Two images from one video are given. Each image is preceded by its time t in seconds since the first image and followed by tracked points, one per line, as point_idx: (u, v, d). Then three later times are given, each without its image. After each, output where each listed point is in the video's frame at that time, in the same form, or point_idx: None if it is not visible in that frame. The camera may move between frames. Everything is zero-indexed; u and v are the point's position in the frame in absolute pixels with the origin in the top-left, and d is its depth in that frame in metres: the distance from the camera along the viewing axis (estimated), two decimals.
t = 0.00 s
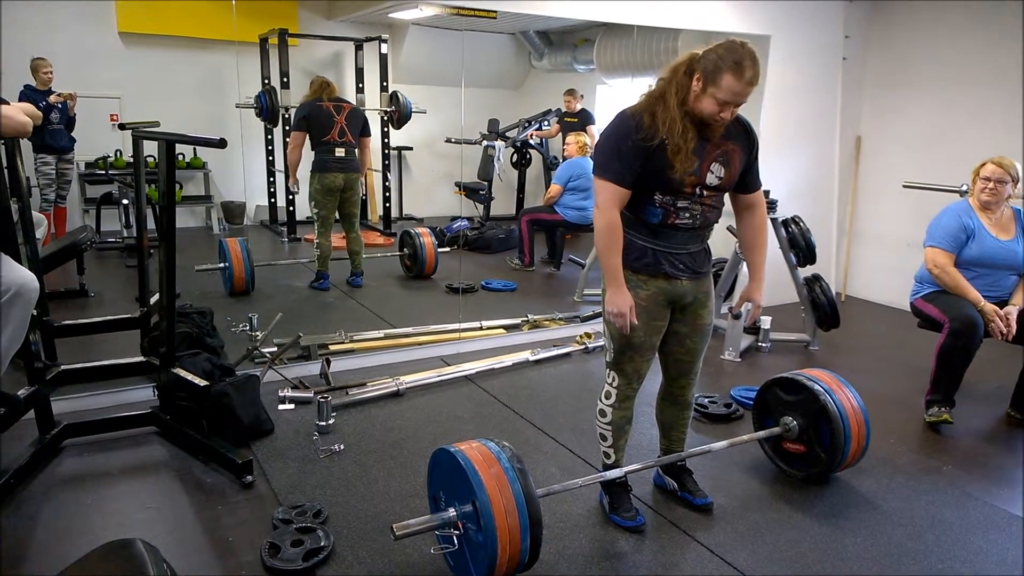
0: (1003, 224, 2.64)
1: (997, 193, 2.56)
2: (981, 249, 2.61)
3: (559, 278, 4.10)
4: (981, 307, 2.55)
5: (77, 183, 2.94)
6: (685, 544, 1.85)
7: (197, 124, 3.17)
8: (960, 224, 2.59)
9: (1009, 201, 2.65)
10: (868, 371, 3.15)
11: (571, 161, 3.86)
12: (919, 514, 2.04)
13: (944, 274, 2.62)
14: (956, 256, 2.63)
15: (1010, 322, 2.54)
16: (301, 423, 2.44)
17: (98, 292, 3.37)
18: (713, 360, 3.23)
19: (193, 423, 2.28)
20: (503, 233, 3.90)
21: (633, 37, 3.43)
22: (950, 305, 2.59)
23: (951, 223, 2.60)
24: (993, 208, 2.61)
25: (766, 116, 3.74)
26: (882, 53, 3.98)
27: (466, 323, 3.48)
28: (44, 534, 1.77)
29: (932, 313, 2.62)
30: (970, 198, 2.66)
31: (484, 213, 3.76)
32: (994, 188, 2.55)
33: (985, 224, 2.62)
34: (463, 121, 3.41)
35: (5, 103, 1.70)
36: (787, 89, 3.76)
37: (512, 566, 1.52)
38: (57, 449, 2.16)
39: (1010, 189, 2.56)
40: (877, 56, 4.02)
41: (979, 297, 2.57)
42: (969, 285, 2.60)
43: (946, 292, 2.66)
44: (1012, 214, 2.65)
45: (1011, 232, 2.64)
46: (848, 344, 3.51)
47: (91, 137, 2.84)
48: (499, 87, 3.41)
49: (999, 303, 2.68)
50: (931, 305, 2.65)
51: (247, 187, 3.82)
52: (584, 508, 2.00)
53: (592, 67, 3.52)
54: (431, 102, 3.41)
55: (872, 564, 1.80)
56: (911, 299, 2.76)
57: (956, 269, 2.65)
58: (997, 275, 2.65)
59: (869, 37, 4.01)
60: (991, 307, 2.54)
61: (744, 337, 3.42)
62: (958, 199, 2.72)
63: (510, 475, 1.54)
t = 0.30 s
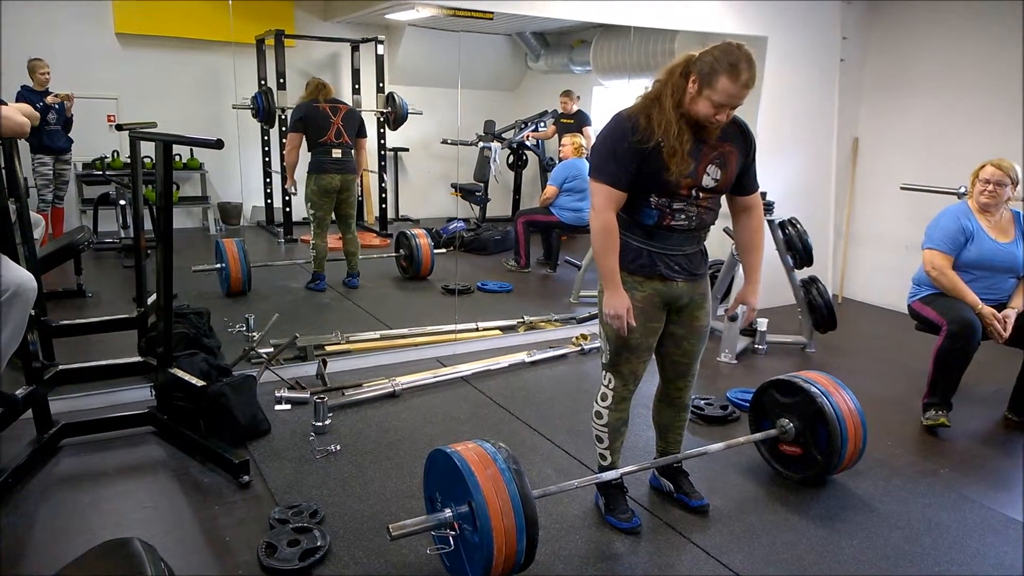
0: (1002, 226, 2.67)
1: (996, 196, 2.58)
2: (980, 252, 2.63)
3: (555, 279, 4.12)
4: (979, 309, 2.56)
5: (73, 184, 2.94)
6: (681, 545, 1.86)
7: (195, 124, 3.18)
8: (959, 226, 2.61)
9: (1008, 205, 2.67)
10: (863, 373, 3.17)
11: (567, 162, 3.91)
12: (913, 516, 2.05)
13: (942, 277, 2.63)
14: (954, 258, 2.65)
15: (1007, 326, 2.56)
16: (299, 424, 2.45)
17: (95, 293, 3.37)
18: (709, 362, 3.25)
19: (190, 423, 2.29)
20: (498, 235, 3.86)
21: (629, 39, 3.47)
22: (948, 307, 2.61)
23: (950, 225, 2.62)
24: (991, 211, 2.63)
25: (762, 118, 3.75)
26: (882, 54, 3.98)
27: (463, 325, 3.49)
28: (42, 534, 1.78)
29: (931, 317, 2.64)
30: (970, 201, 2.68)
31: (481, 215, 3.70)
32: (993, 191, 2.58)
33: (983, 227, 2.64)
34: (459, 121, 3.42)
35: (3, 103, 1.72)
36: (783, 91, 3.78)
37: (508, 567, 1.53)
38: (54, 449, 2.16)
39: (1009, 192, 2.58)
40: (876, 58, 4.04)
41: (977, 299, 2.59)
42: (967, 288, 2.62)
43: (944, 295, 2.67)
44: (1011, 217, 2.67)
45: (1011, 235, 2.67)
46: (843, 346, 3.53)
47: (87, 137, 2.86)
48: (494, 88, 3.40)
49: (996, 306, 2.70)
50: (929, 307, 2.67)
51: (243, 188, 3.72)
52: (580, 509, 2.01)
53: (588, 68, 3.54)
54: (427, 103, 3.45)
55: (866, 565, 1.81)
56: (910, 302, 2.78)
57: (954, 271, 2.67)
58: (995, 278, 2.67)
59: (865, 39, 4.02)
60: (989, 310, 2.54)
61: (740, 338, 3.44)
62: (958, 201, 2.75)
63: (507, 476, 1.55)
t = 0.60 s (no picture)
0: (1000, 228, 2.66)
1: (994, 198, 2.58)
2: (978, 253, 2.63)
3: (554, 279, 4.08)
4: (977, 310, 2.57)
5: (71, 183, 2.90)
6: (680, 546, 1.86)
7: (193, 123, 3.18)
8: (958, 227, 2.61)
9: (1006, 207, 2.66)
10: (862, 374, 3.17)
11: (566, 162, 3.83)
12: (912, 517, 2.05)
13: (940, 278, 2.63)
14: (953, 259, 2.65)
15: (1006, 325, 2.57)
16: (296, 423, 2.44)
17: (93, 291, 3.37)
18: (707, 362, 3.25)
19: (188, 422, 2.28)
20: (497, 235, 3.89)
21: (629, 39, 3.44)
22: (945, 308, 2.61)
23: (948, 227, 2.63)
24: (990, 213, 2.63)
25: (760, 123, 3.77)
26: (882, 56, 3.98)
27: (461, 324, 3.48)
28: (39, 533, 1.77)
29: (927, 317, 2.65)
30: (968, 203, 2.68)
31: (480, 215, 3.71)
32: (991, 193, 2.58)
33: (982, 228, 2.64)
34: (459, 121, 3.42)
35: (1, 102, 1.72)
36: (781, 95, 3.79)
37: (507, 567, 1.53)
38: (51, 448, 2.15)
39: (1007, 194, 2.58)
40: (875, 59, 4.02)
41: (975, 301, 2.59)
42: (965, 289, 2.62)
43: (941, 296, 2.67)
44: (1010, 219, 2.66)
45: (1009, 237, 2.67)
46: (842, 347, 3.53)
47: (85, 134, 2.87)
48: (495, 89, 3.42)
49: (994, 307, 2.70)
50: (926, 308, 2.67)
51: (243, 185, 3.56)
52: (579, 509, 2.01)
53: (588, 68, 3.55)
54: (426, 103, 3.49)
55: (865, 566, 1.81)
56: (907, 303, 2.78)
57: (952, 273, 2.67)
58: (993, 279, 2.67)
59: (865, 40, 4.02)
60: (986, 311, 2.55)
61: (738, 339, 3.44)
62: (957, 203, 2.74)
63: (506, 476, 1.55)
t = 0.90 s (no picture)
0: (999, 228, 2.67)
1: (993, 199, 2.59)
2: (978, 253, 2.64)
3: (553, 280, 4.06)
4: (976, 311, 2.58)
5: (71, 184, 2.86)
6: (678, 546, 1.86)
7: (191, 123, 3.18)
8: (957, 228, 2.62)
9: (1006, 207, 2.67)
10: (860, 375, 3.18)
11: (565, 162, 3.88)
12: (910, 517, 2.06)
13: (939, 278, 2.64)
14: (952, 260, 2.66)
15: (1004, 326, 2.59)
16: (295, 424, 2.45)
17: (93, 292, 3.37)
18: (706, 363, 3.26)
19: (187, 423, 2.28)
20: (494, 236, 3.90)
21: (627, 40, 3.45)
22: (944, 308, 2.62)
23: (947, 227, 2.63)
24: (989, 214, 2.64)
25: (758, 124, 3.78)
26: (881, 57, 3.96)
27: (460, 325, 3.49)
28: (38, 534, 1.77)
29: (926, 317, 2.66)
30: (967, 203, 2.68)
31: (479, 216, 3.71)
32: (989, 194, 2.58)
33: (981, 229, 2.65)
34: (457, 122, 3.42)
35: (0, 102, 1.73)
36: (778, 97, 3.80)
37: (506, 568, 1.53)
38: (51, 449, 2.16)
39: (1006, 195, 2.59)
40: (873, 60, 4.03)
41: (973, 301, 2.60)
42: (963, 290, 2.63)
43: (940, 296, 2.68)
44: (1009, 219, 2.67)
45: (1008, 237, 2.67)
46: (840, 347, 3.54)
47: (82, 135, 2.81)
48: (489, 89, 3.43)
49: (992, 307, 2.72)
50: (925, 308, 2.68)
51: (241, 186, 3.55)
52: (577, 510, 2.01)
53: (586, 69, 3.59)
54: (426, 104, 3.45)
55: (863, 567, 1.82)
56: (906, 303, 2.78)
57: (951, 273, 2.68)
58: (992, 280, 2.68)
59: (862, 41, 4.03)
60: (985, 312, 2.56)
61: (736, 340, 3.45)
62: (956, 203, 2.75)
63: (505, 477, 1.55)
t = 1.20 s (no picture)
0: (1002, 228, 2.66)
1: (995, 199, 2.58)
2: (981, 253, 2.63)
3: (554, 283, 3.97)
4: (979, 311, 2.57)
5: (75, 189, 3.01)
6: (683, 548, 1.86)
7: (193, 128, 3.19)
8: (960, 227, 2.61)
9: (1008, 206, 2.66)
10: (863, 375, 3.17)
11: (566, 165, 3.75)
12: (915, 518, 2.05)
13: (942, 278, 2.64)
14: (954, 260, 2.66)
15: (1007, 325, 2.59)
16: (299, 427, 2.45)
17: (96, 298, 3.39)
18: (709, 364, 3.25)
19: (192, 427, 2.28)
20: (497, 237, 3.87)
21: (627, 42, 3.42)
22: (947, 308, 2.62)
23: (949, 227, 2.63)
24: (992, 213, 2.63)
25: (759, 123, 3.79)
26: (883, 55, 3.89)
27: (463, 327, 3.49)
28: (44, 538, 1.78)
29: (929, 317, 2.65)
30: (969, 202, 2.67)
31: (480, 218, 3.70)
32: (992, 193, 2.57)
33: (983, 228, 2.64)
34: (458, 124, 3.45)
35: (3, 108, 1.74)
36: (779, 98, 3.79)
37: (511, 571, 1.54)
38: (56, 454, 2.17)
39: (1009, 194, 2.58)
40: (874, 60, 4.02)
41: (977, 301, 2.59)
42: (967, 290, 2.62)
43: (943, 296, 2.68)
44: (1012, 218, 2.66)
45: (1011, 236, 2.66)
46: (844, 348, 3.53)
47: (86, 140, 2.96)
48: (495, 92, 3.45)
49: (996, 307, 2.71)
50: (929, 309, 2.67)
51: (243, 189, 3.51)
52: (581, 512, 2.01)
53: (587, 71, 3.55)
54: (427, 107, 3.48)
55: (868, 568, 1.81)
56: (909, 303, 2.78)
57: (954, 273, 2.67)
58: (995, 279, 2.67)
59: (864, 37, 3.98)
60: (988, 312, 2.56)
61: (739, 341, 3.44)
62: (958, 203, 2.74)
63: (510, 479, 1.55)
